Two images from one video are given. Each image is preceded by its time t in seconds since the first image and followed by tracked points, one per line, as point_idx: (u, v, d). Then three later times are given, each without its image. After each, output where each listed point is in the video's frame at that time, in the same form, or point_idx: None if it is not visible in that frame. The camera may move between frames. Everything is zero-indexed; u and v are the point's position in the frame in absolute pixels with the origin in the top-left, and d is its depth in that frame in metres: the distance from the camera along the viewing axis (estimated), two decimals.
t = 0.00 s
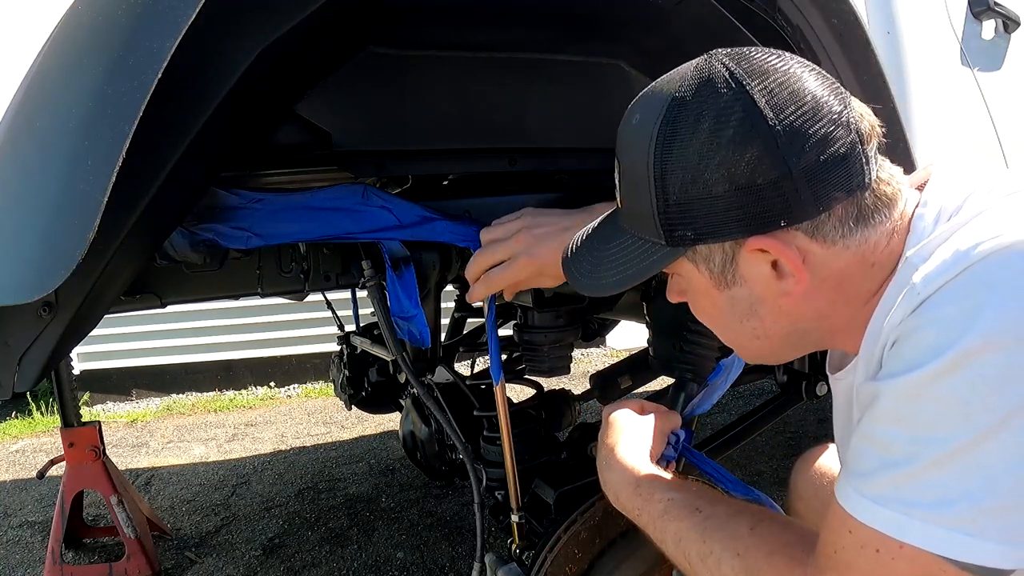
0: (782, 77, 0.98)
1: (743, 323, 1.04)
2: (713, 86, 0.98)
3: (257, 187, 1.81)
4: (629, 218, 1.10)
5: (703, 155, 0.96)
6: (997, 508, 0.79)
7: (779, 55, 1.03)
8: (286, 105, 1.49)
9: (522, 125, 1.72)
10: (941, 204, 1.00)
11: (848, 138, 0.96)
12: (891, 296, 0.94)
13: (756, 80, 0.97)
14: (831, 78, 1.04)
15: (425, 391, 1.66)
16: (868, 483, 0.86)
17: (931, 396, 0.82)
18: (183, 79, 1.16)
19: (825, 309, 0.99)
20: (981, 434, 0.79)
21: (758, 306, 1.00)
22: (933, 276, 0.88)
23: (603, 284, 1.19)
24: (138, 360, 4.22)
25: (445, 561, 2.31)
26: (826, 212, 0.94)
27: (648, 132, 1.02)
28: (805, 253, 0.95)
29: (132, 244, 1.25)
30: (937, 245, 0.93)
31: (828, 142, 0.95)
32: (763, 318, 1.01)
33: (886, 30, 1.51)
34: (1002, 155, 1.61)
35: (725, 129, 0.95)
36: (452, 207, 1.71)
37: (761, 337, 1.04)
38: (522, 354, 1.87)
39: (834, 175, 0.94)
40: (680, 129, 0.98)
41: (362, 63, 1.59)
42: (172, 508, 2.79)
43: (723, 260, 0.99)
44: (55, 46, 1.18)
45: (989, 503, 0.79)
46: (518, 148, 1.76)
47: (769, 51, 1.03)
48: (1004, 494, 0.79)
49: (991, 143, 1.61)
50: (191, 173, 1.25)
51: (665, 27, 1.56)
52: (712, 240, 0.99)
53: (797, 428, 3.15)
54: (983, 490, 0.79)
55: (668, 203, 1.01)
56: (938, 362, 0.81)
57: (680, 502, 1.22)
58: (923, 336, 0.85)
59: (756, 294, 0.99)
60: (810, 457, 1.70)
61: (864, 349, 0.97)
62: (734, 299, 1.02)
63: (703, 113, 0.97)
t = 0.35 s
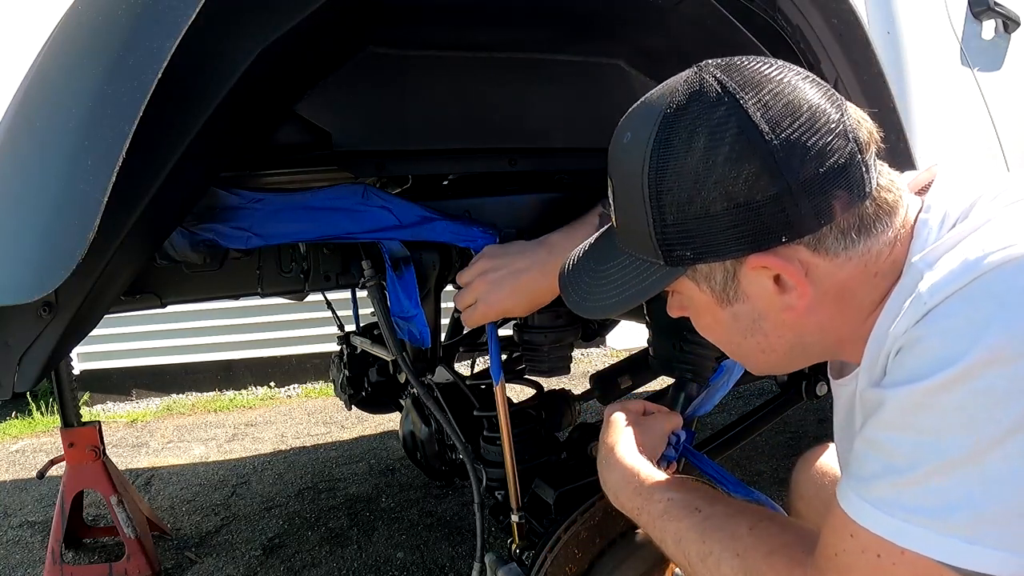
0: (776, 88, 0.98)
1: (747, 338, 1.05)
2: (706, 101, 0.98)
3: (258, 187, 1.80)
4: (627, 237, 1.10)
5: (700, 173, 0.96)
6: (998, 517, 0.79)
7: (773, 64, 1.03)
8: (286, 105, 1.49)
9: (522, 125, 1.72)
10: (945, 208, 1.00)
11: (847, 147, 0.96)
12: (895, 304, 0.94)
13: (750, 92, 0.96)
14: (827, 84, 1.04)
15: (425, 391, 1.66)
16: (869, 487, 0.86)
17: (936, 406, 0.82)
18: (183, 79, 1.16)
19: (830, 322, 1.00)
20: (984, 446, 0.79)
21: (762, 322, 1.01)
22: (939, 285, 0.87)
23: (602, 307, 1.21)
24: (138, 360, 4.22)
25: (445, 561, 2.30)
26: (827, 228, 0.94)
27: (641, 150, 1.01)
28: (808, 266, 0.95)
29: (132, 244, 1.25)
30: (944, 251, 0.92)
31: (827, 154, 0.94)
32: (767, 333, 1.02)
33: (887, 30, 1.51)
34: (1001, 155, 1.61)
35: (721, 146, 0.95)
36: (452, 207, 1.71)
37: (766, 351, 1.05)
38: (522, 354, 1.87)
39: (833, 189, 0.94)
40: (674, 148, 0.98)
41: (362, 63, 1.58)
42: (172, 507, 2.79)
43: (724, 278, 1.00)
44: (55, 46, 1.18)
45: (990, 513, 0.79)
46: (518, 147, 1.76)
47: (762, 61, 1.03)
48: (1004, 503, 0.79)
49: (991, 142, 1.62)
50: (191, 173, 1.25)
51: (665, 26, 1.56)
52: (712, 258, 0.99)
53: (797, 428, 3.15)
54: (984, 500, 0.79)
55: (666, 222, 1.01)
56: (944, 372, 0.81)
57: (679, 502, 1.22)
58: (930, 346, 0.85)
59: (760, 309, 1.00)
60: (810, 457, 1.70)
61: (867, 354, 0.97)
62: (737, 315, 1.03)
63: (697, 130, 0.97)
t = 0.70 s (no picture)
0: (782, 66, 0.99)
1: (748, 317, 1.04)
2: (712, 76, 0.99)
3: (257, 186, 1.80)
4: (630, 211, 1.11)
5: (705, 142, 0.97)
6: (998, 520, 0.79)
7: (776, 45, 1.03)
8: (286, 105, 1.49)
9: (522, 125, 1.72)
10: (945, 202, 1.00)
11: (848, 124, 0.97)
12: (896, 298, 0.94)
13: (757, 69, 0.97)
14: (830, 68, 1.05)
15: (425, 391, 1.66)
16: (869, 488, 0.86)
17: (936, 406, 0.82)
18: (183, 78, 1.16)
19: (831, 301, 0.99)
20: (984, 447, 0.79)
21: (764, 299, 1.00)
22: (938, 284, 0.87)
23: (603, 283, 1.21)
24: (138, 360, 4.22)
25: (445, 561, 2.31)
26: (829, 199, 0.94)
27: (647, 123, 1.02)
28: (811, 241, 0.95)
29: (132, 244, 1.25)
30: (944, 250, 0.92)
31: (829, 129, 0.95)
32: (768, 312, 1.01)
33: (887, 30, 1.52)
34: (1002, 155, 1.61)
35: (726, 117, 0.95)
36: (452, 207, 1.70)
37: (765, 332, 1.04)
38: (522, 354, 1.87)
39: (836, 161, 0.94)
40: (681, 120, 0.99)
41: (362, 63, 1.58)
42: (172, 507, 2.79)
43: (728, 251, 0.99)
44: (55, 46, 1.19)
45: (990, 515, 0.79)
46: (518, 148, 1.76)
47: (766, 42, 1.04)
48: (1005, 507, 0.79)
49: (991, 142, 1.62)
50: (190, 173, 1.25)
51: (666, 26, 1.56)
52: (715, 232, 0.98)
53: (797, 428, 3.15)
54: (984, 501, 0.79)
55: (670, 194, 1.01)
56: (943, 372, 0.81)
57: (679, 504, 1.22)
58: (929, 346, 0.85)
59: (761, 285, 0.98)
60: (809, 457, 1.70)
61: (869, 351, 0.97)
62: (739, 293, 1.02)
63: (703, 103, 0.98)
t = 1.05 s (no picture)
0: (778, 70, 0.99)
1: (747, 316, 1.03)
2: (709, 80, 0.99)
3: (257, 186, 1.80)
4: (630, 213, 1.11)
5: (703, 144, 0.97)
6: (991, 514, 0.79)
7: (772, 50, 1.04)
8: (286, 105, 1.49)
9: (522, 125, 1.72)
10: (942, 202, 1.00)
11: (844, 125, 0.97)
12: (891, 296, 0.94)
13: (754, 73, 0.97)
14: (828, 72, 1.05)
15: (425, 391, 1.66)
16: (864, 484, 0.86)
17: (927, 401, 0.82)
18: (183, 78, 1.16)
19: (829, 300, 0.99)
20: (976, 441, 0.79)
21: (762, 298, 0.99)
22: (930, 281, 0.87)
23: (607, 281, 1.20)
24: (138, 360, 4.22)
25: (445, 561, 2.30)
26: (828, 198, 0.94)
27: (646, 126, 1.02)
28: (808, 240, 0.95)
29: (132, 244, 1.25)
30: (939, 248, 0.92)
31: (825, 130, 0.95)
32: (766, 311, 1.01)
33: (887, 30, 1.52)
34: (1001, 155, 1.61)
35: (724, 119, 0.96)
36: (452, 207, 1.70)
37: (764, 331, 1.04)
38: (522, 354, 1.87)
39: (832, 163, 0.95)
40: (678, 122, 0.99)
41: (362, 63, 1.59)
42: (172, 507, 2.79)
43: (726, 250, 0.99)
44: (55, 46, 1.18)
45: (983, 509, 0.79)
46: (518, 148, 1.76)
47: (761, 46, 1.04)
48: (998, 501, 0.78)
49: (991, 142, 1.62)
50: (190, 174, 1.25)
51: (666, 26, 1.56)
52: (714, 231, 0.98)
53: (797, 428, 3.15)
54: (977, 494, 0.79)
55: (669, 196, 1.01)
56: (934, 367, 0.81)
57: (670, 505, 1.22)
58: (921, 342, 0.85)
59: (760, 285, 0.98)
60: (809, 457, 1.70)
61: (864, 348, 0.97)
62: (738, 293, 1.01)
63: (701, 105, 0.98)
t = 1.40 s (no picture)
0: (792, 61, 1.00)
1: (757, 302, 1.02)
2: (726, 65, 1.00)
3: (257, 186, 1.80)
4: (641, 199, 1.09)
5: (720, 127, 0.97)
6: (991, 510, 0.79)
7: (777, 45, 1.05)
8: (286, 105, 1.49)
9: (522, 125, 1.72)
10: (944, 199, 1.00)
11: (854, 116, 0.98)
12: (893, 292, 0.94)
13: (771, 64, 0.98)
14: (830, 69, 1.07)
15: (425, 391, 1.66)
16: (866, 479, 0.86)
17: (928, 396, 0.82)
18: (183, 78, 1.16)
19: (840, 288, 0.99)
20: (976, 435, 0.79)
21: (774, 282, 0.99)
22: (931, 276, 0.87)
23: (619, 268, 1.16)
24: (138, 360, 4.22)
25: (445, 561, 2.30)
26: (842, 178, 0.95)
27: (662, 111, 1.02)
28: (821, 222, 0.95)
29: (132, 244, 1.25)
30: (941, 244, 0.92)
31: (835, 118, 0.96)
32: (778, 296, 1.00)
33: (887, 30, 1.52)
34: (1001, 155, 1.61)
35: (741, 103, 0.96)
36: (452, 207, 1.70)
37: (774, 318, 1.03)
38: (522, 354, 1.87)
39: (845, 148, 0.96)
40: (694, 104, 0.99)
41: (362, 63, 1.58)
42: (172, 508, 2.79)
43: (740, 234, 0.98)
44: (55, 46, 1.18)
45: (983, 503, 0.79)
46: (518, 147, 1.76)
47: (772, 40, 1.06)
48: (997, 497, 0.78)
49: (991, 142, 1.62)
50: (190, 173, 1.25)
51: (665, 26, 1.56)
52: (727, 214, 0.98)
53: (798, 428, 3.15)
54: (977, 489, 0.79)
55: (684, 177, 1.00)
56: (934, 363, 0.81)
57: (678, 501, 1.22)
58: (921, 338, 0.85)
59: (772, 269, 0.98)
60: (810, 457, 1.70)
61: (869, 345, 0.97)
62: (750, 278, 1.00)
63: (718, 89, 0.98)
